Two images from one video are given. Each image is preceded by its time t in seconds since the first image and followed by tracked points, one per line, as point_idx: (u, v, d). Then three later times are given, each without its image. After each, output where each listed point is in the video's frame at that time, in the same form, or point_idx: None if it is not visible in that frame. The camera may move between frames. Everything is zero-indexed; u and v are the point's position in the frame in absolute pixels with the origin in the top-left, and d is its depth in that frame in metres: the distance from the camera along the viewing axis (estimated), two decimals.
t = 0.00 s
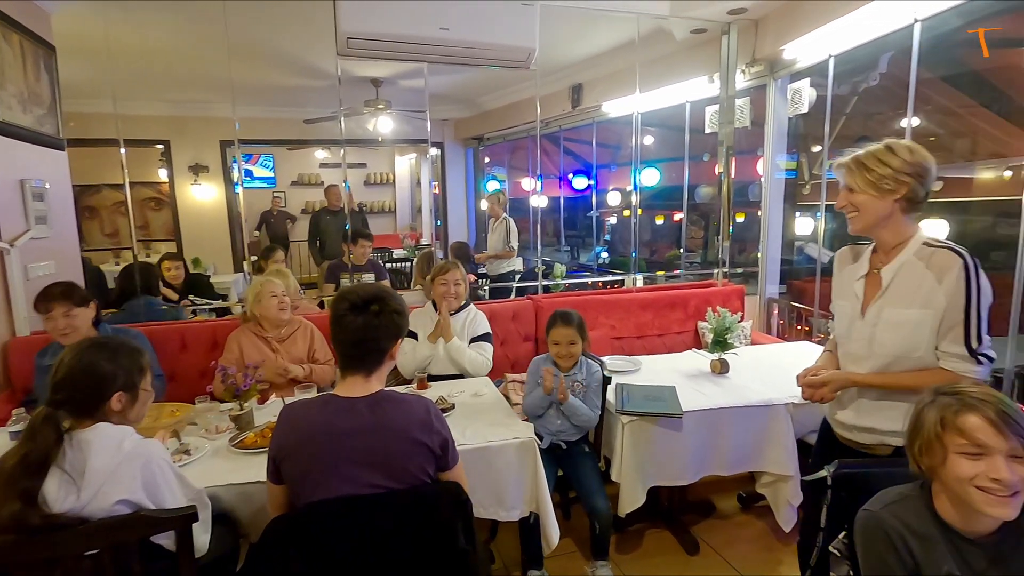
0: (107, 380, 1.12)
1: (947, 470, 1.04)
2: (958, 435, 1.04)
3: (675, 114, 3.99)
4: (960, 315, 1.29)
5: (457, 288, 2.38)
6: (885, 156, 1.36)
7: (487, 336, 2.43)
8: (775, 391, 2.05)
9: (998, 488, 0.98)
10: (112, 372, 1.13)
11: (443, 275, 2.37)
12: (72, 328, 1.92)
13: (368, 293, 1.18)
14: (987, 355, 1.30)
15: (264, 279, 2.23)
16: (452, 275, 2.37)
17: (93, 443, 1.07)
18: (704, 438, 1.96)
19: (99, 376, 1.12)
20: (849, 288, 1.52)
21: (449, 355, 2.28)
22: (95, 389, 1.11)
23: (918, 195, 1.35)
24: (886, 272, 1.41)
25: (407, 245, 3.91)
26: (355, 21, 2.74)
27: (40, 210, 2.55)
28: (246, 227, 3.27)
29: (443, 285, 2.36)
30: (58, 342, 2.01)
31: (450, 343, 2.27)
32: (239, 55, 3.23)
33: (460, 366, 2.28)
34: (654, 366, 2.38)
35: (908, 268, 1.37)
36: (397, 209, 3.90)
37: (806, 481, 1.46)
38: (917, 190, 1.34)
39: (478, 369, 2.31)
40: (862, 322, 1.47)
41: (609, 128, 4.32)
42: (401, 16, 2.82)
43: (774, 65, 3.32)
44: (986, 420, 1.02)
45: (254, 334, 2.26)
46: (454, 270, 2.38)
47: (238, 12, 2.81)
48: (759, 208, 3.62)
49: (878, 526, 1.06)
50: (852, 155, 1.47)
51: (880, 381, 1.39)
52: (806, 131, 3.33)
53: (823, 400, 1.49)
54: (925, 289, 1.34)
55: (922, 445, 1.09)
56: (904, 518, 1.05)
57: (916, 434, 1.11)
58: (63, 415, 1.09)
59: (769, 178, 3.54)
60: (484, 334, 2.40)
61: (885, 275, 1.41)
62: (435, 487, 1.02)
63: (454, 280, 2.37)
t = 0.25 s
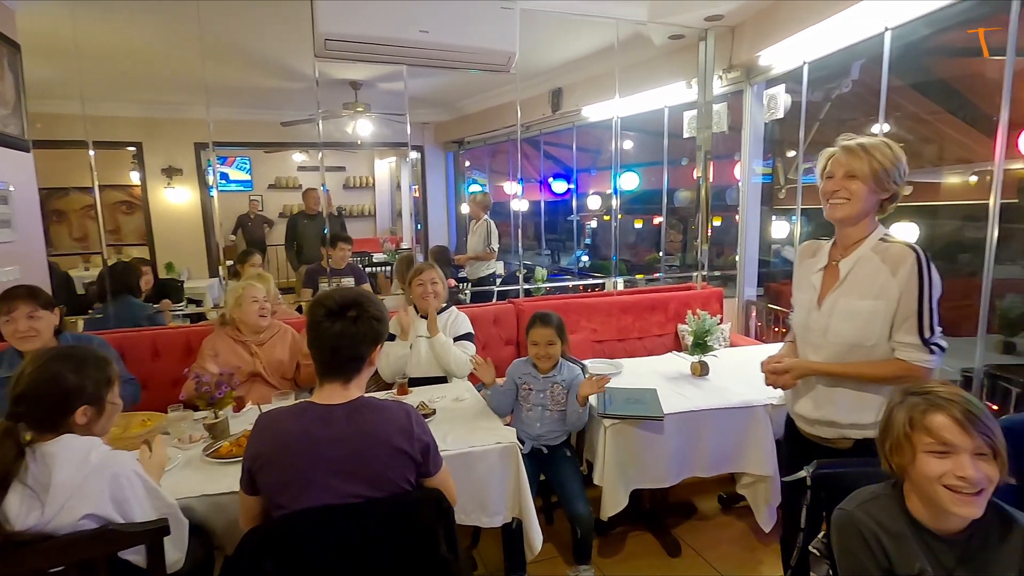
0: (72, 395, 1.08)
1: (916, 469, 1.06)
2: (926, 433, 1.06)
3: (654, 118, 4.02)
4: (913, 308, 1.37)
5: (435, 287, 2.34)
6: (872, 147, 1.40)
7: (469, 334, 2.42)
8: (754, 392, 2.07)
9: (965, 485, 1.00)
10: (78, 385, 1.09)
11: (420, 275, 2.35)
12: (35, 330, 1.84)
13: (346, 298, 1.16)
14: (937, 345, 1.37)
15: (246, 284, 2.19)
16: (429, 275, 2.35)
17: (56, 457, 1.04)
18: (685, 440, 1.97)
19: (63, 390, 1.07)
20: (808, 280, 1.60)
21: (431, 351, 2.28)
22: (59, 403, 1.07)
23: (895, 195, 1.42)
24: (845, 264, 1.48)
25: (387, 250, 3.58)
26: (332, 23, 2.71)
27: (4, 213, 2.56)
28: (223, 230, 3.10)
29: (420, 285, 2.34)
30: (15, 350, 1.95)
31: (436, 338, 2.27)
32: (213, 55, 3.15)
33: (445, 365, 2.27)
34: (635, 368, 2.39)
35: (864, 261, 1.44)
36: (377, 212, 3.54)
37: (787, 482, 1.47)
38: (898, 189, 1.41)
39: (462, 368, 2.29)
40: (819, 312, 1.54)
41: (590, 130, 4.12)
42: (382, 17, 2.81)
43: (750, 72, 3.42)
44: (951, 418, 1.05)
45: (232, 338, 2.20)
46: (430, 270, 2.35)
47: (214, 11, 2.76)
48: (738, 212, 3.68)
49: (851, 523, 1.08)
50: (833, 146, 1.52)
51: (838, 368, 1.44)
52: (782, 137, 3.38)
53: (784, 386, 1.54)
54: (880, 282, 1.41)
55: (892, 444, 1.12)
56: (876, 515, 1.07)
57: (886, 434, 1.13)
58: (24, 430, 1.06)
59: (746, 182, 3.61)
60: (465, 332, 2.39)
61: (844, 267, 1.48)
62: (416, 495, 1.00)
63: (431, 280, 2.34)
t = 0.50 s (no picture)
0: (22, 405, 1.06)
1: (886, 468, 1.08)
2: (894, 433, 1.09)
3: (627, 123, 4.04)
4: (881, 321, 1.42)
5: (402, 292, 2.32)
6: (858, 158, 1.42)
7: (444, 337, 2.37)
8: (727, 393, 2.09)
9: (933, 482, 1.02)
10: (28, 395, 1.07)
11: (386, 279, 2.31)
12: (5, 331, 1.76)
13: (318, 303, 1.13)
14: (897, 356, 1.43)
15: (217, 289, 2.13)
16: (395, 279, 2.31)
17: (7, 472, 0.99)
18: (661, 442, 1.98)
19: (12, 400, 1.05)
20: (778, 283, 1.61)
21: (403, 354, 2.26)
22: (8, 415, 1.05)
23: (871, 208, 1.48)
24: (819, 273, 1.50)
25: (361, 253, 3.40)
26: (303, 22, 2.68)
27: None
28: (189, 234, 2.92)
29: (387, 290, 2.31)
30: None
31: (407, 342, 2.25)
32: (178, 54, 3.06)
33: (419, 368, 2.24)
34: (611, 371, 2.40)
35: (838, 271, 1.47)
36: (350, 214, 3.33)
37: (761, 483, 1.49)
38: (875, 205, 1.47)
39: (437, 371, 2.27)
40: (789, 317, 1.55)
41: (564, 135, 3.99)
42: (356, 18, 2.78)
43: (722, 78, 3.51)
44: (917, 417, 1.08)
45: (200, 345, 2.15)
46: (396, 274, 2.31)
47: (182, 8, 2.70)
48: (709, 216, 3.77)
49: (826, 522, 1.09)
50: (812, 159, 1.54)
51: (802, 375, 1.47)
52: (751, 142, 3.49)
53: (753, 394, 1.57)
54: (854, 294, 1.44)
55: (862, 443, 1.14)
56: (850, 512, 1.09)
57: (857, 434, 1.16)
58: None
59: (718, 186, 3.70)
60: (440, 334, 2.35)
61: (818, 275, 1.50)
62: (392, 504, 0.98)
63: (397, 284, 2.31)
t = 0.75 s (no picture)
0: None
1: (874, 466, 1.09)
2: (882, 431, 1.10)
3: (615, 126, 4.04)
4: (868, 319, 1.44)
5: (386, 296, 2.32)
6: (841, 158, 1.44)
7: (431, 341, 2.35)
8: (716, 394, 2.10)
9: (921, 480, 1.03)
10: (4, 403, 1.04)
11: (371, 283, 2.31)
12: None
13: (297, 304, 1.11)
14: (882, 353, 1.46)
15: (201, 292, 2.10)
16: (380, 283, 2.31)
17: None
18: (650, 443, 1.98)
19: None
20: (765, 280, 1.62)
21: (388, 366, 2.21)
22: None
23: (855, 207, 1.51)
24: (806, 271, 1.52)
25: (347, 255, 3.37)
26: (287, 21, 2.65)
27: None
28: (173, 236, 2.88)
29: (372, 293, 2.31)
30: None
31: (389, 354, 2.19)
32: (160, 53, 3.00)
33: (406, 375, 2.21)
34: (600, 373, 2.40)
35: (825, 270, 1.49)
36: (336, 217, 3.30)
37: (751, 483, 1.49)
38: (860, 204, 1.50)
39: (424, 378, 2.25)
40: (776, 314, 1.57)
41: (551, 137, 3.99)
42: (342, 18, 2.76)
43: (707, 81, 3.53)
44: (905, 416, 1.09)
45: (182, 349, 2.12)
46: (381, 278, 2.31)
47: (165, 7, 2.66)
48: (695, 218, 3.82)
49: (817, 518, 1.10)
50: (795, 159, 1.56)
51: (791, 373, 1.48)
52: (737, 145, 3.55)
53: (742, 391, 1.56)
54: (842, 292, 1.45)
55: (851, 442, 1.15)
56: (840, 509, 1.10)
57: (846, 433, 1.16)
58: None
59: (704, 189, 3.75)
60: (428, 338, 2.33)
61: (806, 273, 1.52)
62: (380, 509, 0.97)
63: (381, 288, 2.30)
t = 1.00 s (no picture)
0: None
1: (856, 460, 1.10)
2: (864, 425, 1.10)
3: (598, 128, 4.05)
4: (847, 300, 1.44)
5: (376, 297, 2.26)
6: (788, 158, 1.49)
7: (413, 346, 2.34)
8: (700, 395, 2.11)
9: (902, 474, 1.03)
10: None
11: (361, 284, 2.24)
12: None
13: (268, 309, 1.08)
14: (869, 333, 1.46)
15: (175, 297, 2.05)
16: (370, 284, 2.24)
17: None
18: (636, 445, 1.97)
19: None
20: (745, 282, 1.64)
21: (373, 362, 2.20)
22: None
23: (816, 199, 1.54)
24: (782, 265, 1.54)
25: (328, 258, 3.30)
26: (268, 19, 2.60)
27: None
28: (148, 238, 2.76)
29: (361, 294, 2.24)
30: None
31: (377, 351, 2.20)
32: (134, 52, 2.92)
33: (387, 378, 2.20)
34: (585, 375, 2.39)
35: (799, 261, 1.51)
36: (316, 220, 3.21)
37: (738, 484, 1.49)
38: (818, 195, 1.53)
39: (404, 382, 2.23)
40: (761, 312, 1.58)
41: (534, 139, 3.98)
42: (324, 16, 2.72)
43: (689, 83, 3.56)
44: (887, 410, 1.10)
45: (157, 354, 2.06)
46: (371, 279, 2.24)
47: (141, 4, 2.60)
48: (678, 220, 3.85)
49: (801, 516, 1.10)
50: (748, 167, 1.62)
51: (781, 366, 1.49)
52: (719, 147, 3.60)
53: (736, 387, 1.57)
54: (818, 279, 1.47)
55: (834, 436, 1.15)
56: (823, 506, 1.10)
57: (829, 428, 1.17)
58: None
59: (686, 191, 3.79)
60: (410, 342, 2.32)
61: (781, 267, 1.53)
62: (364, 517, 0.95)
63: (372, 289, 2.25)
